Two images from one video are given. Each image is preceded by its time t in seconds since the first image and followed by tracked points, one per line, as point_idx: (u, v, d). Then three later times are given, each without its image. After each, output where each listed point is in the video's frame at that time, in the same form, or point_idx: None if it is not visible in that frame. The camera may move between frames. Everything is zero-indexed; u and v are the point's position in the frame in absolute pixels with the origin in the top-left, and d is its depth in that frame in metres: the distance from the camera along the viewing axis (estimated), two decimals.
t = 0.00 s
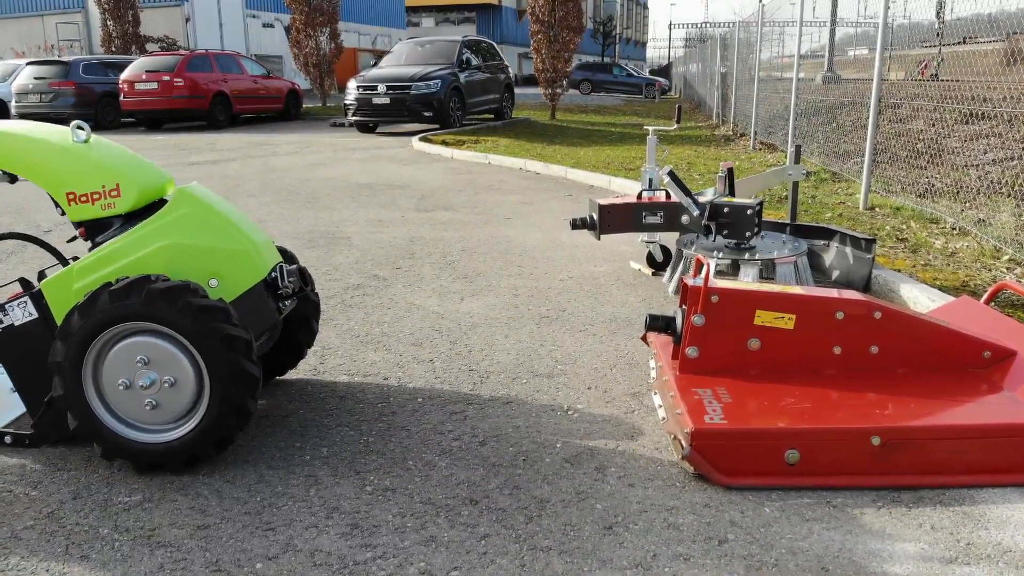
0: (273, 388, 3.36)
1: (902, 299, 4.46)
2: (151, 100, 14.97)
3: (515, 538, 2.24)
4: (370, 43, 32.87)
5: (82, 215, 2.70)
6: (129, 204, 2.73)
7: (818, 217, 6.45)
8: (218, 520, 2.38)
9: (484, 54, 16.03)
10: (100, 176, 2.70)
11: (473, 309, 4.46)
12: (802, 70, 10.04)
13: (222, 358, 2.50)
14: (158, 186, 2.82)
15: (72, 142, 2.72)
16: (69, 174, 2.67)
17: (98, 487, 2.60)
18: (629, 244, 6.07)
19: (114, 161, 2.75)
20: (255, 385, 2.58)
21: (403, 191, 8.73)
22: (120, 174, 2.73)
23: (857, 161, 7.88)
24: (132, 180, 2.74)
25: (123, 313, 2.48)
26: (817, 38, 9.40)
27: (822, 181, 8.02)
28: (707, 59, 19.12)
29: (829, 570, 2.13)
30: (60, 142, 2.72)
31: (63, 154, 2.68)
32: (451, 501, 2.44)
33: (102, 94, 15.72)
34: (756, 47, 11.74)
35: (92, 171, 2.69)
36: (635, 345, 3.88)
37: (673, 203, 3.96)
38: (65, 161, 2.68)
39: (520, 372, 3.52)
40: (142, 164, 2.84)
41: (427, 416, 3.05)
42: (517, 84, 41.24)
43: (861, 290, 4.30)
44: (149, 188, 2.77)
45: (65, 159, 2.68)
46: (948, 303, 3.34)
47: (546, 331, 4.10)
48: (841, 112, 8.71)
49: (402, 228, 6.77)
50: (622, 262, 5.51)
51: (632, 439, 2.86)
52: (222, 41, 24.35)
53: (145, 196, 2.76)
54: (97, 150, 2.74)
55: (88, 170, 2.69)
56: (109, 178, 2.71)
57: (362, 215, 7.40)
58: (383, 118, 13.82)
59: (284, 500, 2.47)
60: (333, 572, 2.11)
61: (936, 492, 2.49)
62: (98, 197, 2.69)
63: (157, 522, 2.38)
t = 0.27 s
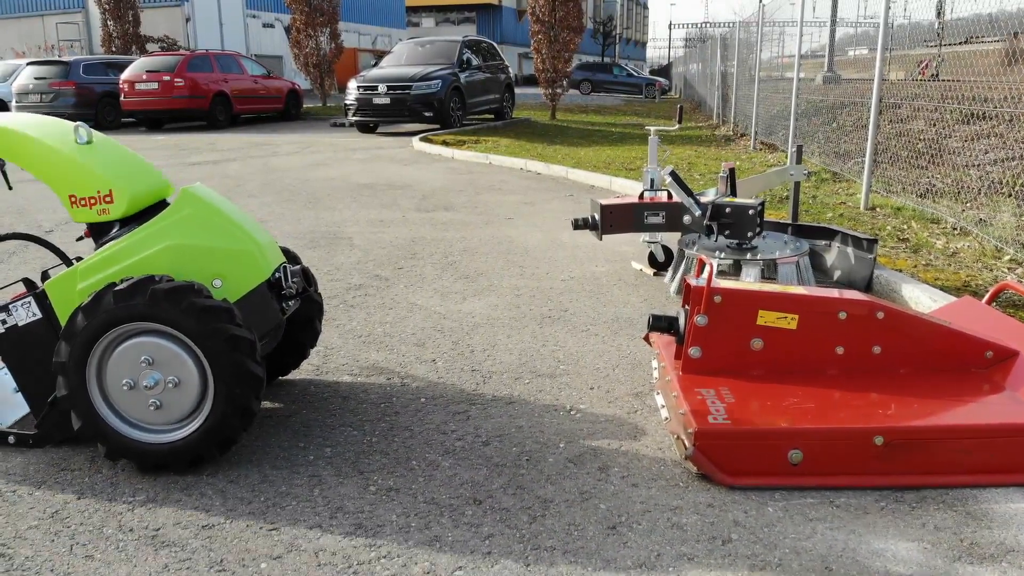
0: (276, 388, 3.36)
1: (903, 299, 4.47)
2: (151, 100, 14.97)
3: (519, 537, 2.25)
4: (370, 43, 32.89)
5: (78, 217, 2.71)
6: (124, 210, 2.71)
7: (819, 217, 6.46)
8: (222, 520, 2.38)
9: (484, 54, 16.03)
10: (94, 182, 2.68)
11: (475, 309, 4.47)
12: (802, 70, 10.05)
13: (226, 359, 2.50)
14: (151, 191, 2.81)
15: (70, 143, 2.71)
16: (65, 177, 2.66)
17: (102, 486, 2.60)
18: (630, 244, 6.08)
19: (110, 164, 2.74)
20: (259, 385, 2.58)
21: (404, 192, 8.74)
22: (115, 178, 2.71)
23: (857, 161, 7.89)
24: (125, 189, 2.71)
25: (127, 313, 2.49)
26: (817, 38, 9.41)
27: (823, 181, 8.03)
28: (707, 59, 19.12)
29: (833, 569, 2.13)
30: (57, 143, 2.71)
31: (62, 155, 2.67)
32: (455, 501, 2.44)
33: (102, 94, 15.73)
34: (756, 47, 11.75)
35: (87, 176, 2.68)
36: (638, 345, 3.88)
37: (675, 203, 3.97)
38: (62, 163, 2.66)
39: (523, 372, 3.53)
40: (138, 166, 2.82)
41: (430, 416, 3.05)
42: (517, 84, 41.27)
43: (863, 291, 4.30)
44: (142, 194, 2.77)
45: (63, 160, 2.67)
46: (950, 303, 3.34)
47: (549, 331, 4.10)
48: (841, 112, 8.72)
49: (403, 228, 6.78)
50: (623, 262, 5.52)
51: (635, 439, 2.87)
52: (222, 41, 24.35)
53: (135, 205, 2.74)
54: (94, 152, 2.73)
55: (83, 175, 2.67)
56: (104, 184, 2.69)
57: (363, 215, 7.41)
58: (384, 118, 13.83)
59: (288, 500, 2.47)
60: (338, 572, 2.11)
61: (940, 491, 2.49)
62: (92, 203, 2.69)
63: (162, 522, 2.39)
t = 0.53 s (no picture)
0: (277, 387, 3.37)
1: (903, 299, 4.48)
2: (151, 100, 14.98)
3: (520, 537, 2.25)
4: (370, 43, 32.90)
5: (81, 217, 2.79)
6: (113, 216, 2.68)
7: (819, 217, 6.47)
8: (224, 519, 2.39)
9: (484, 54, 16.03)
10: (80, 191, 2.69)
11: (476, 309, 4.48)
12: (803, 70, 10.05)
13: (227, 359, 2.51)
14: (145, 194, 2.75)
15: (69, 145, 2.72)
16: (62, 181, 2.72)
17: (104, 486, 2.61)
18: (631, 244, 6.09)
19: (102, 169, 2.71)
20: (260, 386, 2.58)
21: (404, 192, 8.75)
22: (103, 185, 2.68)
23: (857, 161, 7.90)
24: (103, 200, 2.67)
25: (128, 313, 2.49)
26: (817, 38, 9.42)
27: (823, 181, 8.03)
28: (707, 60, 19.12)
29: (834, 569, 2.13)
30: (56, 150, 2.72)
31: (61, 158, 2.72)
32: (457, 501, 2.44)
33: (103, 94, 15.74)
34: (756, 47, 11.76)
35: (74, 184, 2.69)
36: (638, 345, 3.89)
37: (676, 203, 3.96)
38: (60, 167, 2.72)
39: (524, 372, 3.53)
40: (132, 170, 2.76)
41: (431, 416, 3.05)
42: (517, 84, 41.28)
43: (863, 291, 4.31)
44: (135, 198, 2.72)
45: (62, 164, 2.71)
46: (951, 303, 3.35)
47: (549, 331, 4.11)
48: (841, 112, 8.72)
49: (404, 228, 6.79)
50: (624, 262, 5.52)
51: (635, 438, 2.87)
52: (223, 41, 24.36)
53: (116, 215, 2.69)
54: (89, 157, 2.71)
55: (72, 182, 2.69)
56: (87, 193, 2.68)
57: (364, 215, 7.42)
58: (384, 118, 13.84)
59: (290, 500, 2.48)
60: (339, 571, 2.12)
61: (940, 491, 2.50)
62: (82, 209, 2.72)
63: (163, 521, 2.39)
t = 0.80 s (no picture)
0: (277, 387, 3.37)
1: (903, 299, 4.48)
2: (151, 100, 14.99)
3: (520, 536, 2.25)
4: (370, 43, 32.91)
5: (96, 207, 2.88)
6: (97, 224, 2.69)
7: (819, 217, 6.47)
8: (224, 519, 2.39)
9: (484, 54, 16.04)
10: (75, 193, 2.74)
11: (475, 309, 4.48)
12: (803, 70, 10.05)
13: (227, 359, 2.51)
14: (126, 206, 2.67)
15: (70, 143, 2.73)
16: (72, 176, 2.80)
17: (104, 485, 2.61)
18: (630, 244, 6.09)
19: (88, 176, 2.68)
20: (260, 385, 2.59)
21: (404, 192, 8.75)
22: (86, 194, 2.67)
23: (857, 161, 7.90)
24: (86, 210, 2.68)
25: (128, 313, 2.49)
26: (817, 38, 9.41)
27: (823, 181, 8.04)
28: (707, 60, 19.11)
29: (833, 568, 2.14)
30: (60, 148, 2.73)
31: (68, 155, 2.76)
32: (456, 500, 2.45)
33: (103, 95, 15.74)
34: (756, 47, 11.76)
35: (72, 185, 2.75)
36: (638, 345, 3.89)
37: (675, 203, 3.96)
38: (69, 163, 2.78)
39: (523, 372, 3.53)
40: (116, 179, 2.68)
41: (430, 416, 3.06)
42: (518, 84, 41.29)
43: (863, 291, 4.31)
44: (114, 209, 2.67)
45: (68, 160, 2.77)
46: (950, 303, 3.35)
47: (549, 330, 4.11)
48: (841, 112, 8.72)
49: (403, 228, 6.79)
50: (624, 262, 5.52)
51: (635, 438, 2.87)
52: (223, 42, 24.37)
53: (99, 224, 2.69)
54: (83, 161, 2.69)
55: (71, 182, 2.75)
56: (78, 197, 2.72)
57: (364, 215, 7.42)
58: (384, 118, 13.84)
59: (289, 499, 2.48)
60: (339, 570, 2.12)
61: (940, 491, 2.50)
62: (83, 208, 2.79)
63: (163, 520, 2.40)
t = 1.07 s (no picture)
0: (275, 387, 3.37)
1: (902, 299, 4.48)
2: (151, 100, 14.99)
3: (517, 536, 2.26)
4: (370, 43, 32.91)
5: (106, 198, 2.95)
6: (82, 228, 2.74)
7: (818, 217, 6.47)
8: (222, 518, 2.39)
9: (484, 54, 16.04)
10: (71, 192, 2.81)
11: (474, 309, 4.48)
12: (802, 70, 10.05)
13: (226, 358, 2.51)
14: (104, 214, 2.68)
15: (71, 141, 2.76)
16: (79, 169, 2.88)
17: (102, 485, 2.62)
18: (630, 244, 6.09)
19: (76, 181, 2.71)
20: (259, 385, 2.59)
21: (403, 192, 8.75)
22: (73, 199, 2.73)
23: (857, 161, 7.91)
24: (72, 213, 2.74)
25: (127, 313, 2.50)
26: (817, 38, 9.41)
27: (822, 181, 8.04)
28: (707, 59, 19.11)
29: (830, 567, 2.14)
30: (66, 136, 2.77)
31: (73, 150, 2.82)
32: (454, 500, 2.45)
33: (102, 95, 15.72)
34: (756, 47, 11.75)
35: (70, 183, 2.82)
36: (636, 345, 3.89)
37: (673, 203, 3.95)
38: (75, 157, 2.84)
39: (522, 371, 3.53)
40: (98, 185, 2.68)
41: (428, 416, 3.06)
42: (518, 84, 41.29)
43: (861, 291, 4.31)
44: (92, 219, 2.69)
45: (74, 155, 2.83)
46: (948, 303, 3.36)
47: (547, 330, 4.12)
48: (841, 112, 8.73)
49: (403, 228, 6.79)
50: (623, 262, 5.53)
51: (633, 437, 2.88)
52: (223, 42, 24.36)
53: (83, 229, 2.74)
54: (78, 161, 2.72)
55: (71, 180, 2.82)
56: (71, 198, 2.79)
57: (363, 215, 7.42)
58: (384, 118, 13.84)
59: (288, 498, 2.48)
60: (336, 570, 2.12)
61: (937, 490, 2.51)
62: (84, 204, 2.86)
63: (161, 520, 2.40)
